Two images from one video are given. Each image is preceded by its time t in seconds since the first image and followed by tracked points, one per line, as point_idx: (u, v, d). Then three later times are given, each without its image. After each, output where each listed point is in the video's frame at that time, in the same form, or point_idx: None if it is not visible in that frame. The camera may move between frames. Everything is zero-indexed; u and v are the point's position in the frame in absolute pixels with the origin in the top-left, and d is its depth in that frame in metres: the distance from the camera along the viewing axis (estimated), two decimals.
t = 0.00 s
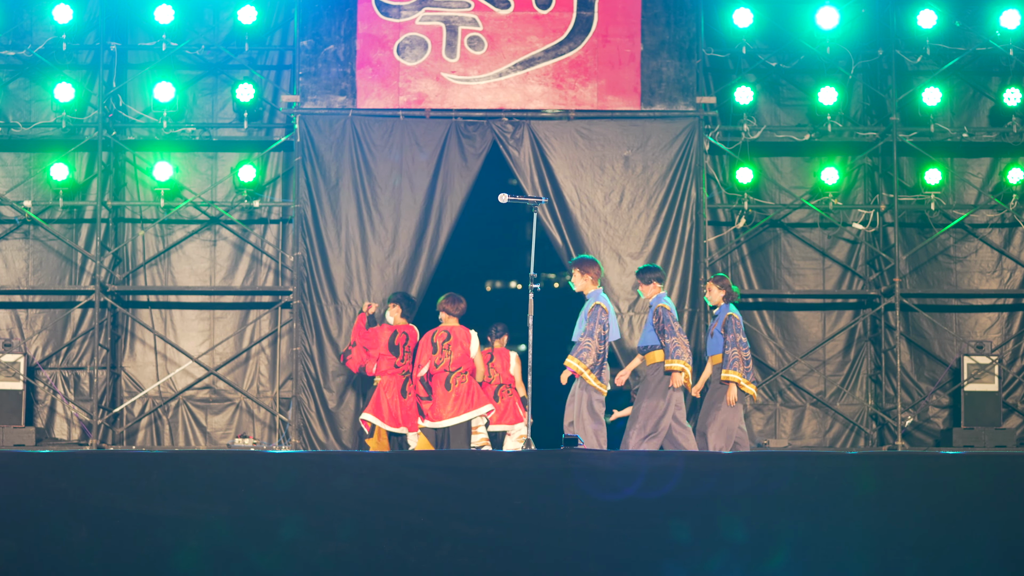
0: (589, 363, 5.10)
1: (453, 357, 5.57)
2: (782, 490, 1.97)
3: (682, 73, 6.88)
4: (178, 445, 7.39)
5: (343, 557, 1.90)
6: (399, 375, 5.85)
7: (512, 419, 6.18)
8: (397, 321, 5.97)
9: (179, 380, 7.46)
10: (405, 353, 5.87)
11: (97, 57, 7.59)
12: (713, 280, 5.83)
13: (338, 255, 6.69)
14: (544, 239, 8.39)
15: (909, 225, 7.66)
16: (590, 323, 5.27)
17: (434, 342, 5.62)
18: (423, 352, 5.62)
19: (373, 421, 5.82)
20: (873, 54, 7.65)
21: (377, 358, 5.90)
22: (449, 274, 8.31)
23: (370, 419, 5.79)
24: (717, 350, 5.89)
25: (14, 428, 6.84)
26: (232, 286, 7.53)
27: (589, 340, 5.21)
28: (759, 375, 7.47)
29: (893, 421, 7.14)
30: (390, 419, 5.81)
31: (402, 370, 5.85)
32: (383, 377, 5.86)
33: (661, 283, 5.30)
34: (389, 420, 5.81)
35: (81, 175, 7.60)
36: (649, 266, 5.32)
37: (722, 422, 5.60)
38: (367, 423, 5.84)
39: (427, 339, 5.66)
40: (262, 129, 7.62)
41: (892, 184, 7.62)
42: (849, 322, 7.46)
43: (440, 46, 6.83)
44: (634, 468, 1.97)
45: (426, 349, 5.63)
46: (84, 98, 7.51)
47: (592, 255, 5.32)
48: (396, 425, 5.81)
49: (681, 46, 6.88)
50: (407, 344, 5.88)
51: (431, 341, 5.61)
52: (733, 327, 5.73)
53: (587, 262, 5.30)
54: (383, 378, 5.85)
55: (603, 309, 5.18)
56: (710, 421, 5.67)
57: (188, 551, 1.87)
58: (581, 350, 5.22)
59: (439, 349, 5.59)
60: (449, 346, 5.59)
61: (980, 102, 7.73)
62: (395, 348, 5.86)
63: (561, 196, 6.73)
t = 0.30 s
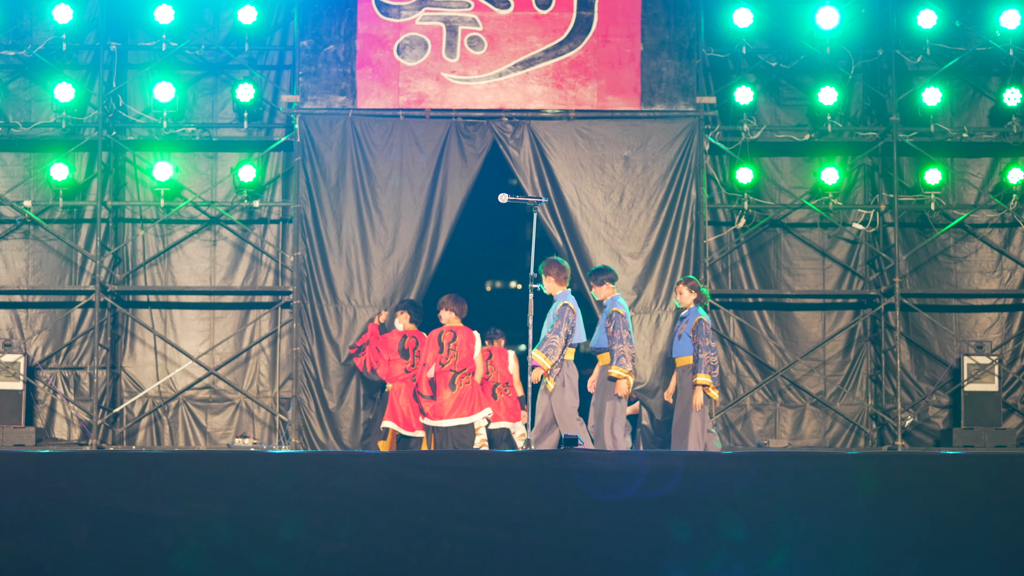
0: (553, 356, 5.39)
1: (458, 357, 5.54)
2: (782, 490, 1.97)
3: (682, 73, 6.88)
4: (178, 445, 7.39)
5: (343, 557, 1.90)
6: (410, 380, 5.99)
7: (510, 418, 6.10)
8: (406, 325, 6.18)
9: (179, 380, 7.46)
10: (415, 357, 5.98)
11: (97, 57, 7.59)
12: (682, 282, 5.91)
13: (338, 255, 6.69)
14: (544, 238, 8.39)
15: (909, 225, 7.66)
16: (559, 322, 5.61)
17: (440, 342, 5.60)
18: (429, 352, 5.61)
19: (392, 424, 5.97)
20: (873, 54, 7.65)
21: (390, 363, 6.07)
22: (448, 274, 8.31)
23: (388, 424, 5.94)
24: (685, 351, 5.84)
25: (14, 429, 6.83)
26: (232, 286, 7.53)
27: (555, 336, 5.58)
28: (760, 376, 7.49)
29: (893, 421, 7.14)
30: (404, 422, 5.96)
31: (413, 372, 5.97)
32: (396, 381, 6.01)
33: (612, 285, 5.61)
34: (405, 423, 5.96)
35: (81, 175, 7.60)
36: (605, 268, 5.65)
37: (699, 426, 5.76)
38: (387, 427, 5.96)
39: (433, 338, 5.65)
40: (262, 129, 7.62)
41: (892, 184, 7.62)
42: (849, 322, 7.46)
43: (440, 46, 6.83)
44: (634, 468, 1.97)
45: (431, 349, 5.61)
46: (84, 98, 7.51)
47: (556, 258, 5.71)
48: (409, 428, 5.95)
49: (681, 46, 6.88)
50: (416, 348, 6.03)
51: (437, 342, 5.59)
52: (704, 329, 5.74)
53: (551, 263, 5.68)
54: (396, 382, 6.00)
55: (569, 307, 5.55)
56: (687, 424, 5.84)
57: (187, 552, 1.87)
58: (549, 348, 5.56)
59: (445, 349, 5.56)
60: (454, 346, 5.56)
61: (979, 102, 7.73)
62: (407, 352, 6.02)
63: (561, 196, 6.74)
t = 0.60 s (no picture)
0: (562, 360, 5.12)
1: (466, 364, 5.64)
2: (782, 489, 1.97)
3: (682, 72, 6.87)
4: (178, 445, 7.39)
5: (344, 557, 1.90)
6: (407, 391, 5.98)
7: (505, 434, 6.21)
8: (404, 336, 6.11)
9: (179, 380, 7.46)
10: (410, 365, 5.95)
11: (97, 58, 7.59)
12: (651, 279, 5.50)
13: (338, 255, 6.69)
14: (544, 238, 8.39)
15: (909, 225, 7.66)
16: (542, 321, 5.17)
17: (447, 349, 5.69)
18: (436, 359, 5.70)
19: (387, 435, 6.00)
20: (873, 54, 7.65)
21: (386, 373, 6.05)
22: (448, 274, 8.28)
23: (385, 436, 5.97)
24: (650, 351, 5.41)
25: (14, 429, 6.84)
26: (232, 286, 7.53)
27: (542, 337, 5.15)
28: (760, 376, 7.49)
29: (893, 421, 7.14)
30: (400, 434, 5.98)
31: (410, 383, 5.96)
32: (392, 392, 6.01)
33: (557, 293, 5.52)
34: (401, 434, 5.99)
35: (81, 175, 7.60)
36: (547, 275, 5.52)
37: (637, 420, 5.31)
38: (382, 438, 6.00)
39: (438, 347, 5.73)
40: (262, 129, 7.62)
41: (892, 184, 7.62)
42: (849, 322, 7.47)
43: (440, 46, 6.83)
44: (634, 468, 1.98)
45: (439, 356, 5.70)
46: (84, 98, 7.51)
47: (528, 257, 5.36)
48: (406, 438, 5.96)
49: (681, 46, 6.88)
50: (410, 357, 5.99)
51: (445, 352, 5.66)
52: (671, 329, 5.29)
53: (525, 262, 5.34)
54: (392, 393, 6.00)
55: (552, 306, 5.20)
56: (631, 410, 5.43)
57: (188, 552, 1.87)
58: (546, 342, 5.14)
59: (452, 357, 5.66)
60: (461, 354, 5.65)
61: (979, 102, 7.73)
62: (401, 362, 5.99)
63: (561, 196, 6.74)
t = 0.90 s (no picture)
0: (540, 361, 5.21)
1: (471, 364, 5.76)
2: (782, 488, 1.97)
3: (682, 72, 6.88)
4: (178, 445, 7.40)
5: (342, 556, 1.90)
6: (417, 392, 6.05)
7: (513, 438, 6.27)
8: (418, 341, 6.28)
9: (179, 380, 7.46)
10: (419, 366, 6.08)
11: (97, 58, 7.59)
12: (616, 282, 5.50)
13: (338, 255, 6.69)
14: (544, 239, 8.39)
15: (909, 226, 7.66)
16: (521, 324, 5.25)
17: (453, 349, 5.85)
18: (443, 359, 5.89)
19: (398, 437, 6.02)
20: (873, 54, 7.65)
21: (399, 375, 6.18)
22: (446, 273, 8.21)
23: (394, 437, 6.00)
24: (623, 352, 5.40)
25: (14, 429, 6.83)
26: (232, 286, 7.53)
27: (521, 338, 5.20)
28: (760, 375, 7.49)
29: (893, 421, 7.14)
30: (406, 433, 6.00)
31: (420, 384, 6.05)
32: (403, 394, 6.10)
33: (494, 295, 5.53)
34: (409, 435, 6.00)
35: (81, 175, 7.60)
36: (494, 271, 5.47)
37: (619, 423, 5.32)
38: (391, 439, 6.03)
39: (444, 347, 5.89)
40: (262, 129, 7.62)
41: (892, 184, 7.62)
42: (849, 322, 7.46)
43: (440, 46, 6.83)
44: (634, 467, 1.97)
45: (445, 355, 5.87)
46: (84, 98, 7.51)
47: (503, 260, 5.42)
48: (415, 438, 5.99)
49: (681, 46, 6.88)
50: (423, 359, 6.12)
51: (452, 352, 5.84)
52: (643, 330, 5.28)
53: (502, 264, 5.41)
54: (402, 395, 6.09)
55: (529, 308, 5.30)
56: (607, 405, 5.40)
57: (189, 552, 1.87)
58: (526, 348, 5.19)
59: (457, 357, 5.82)
60: (466, 354, 5.79)
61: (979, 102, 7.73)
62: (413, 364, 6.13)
63: (561, 196, 6.73)
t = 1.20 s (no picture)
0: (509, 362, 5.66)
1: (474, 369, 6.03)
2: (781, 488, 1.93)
3: (682, 72, 6.87)
4: (178, 445, 7.40)
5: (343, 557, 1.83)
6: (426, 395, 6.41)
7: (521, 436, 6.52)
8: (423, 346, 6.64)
9: (178, 380, 7.45)
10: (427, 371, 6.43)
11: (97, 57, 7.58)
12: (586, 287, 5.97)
13: (338, 255, 6.69)
14: (544, 239, 8.38)
15: (909, 226, 7.66)
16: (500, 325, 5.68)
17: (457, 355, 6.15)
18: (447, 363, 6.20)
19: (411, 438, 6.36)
20: (873, 54, 7.65)
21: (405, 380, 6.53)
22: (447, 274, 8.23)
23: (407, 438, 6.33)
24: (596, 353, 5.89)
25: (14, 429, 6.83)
26: (232, 286, 7.53)
27: (501, 338, 5.62)
28: (760, 375, 7.49)
29: (893, 421, 7.14)
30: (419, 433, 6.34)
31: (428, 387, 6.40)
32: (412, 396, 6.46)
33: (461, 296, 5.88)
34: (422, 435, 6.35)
35: (81, 175, 7.60)
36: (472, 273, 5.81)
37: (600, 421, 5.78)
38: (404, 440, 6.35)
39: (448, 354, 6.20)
40: (262, 129, 7.62)
41: (892, 184, 7.62)
42: (849, 322, 7.46)
43: (440, 46, 6.83)
44: (634, 469, 1.96)
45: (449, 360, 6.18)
46: (84, 97, 7.51)
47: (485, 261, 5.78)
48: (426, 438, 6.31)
49: (681, 46, 6.88)
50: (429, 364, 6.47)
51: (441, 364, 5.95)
52: (619, 331, 5.85)
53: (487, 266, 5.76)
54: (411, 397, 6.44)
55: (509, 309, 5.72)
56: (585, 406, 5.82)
57: (187, 553, 1.81)
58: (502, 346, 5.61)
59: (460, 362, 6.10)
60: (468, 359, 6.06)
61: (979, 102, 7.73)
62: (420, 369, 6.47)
63: (561, 196, 6.74)
